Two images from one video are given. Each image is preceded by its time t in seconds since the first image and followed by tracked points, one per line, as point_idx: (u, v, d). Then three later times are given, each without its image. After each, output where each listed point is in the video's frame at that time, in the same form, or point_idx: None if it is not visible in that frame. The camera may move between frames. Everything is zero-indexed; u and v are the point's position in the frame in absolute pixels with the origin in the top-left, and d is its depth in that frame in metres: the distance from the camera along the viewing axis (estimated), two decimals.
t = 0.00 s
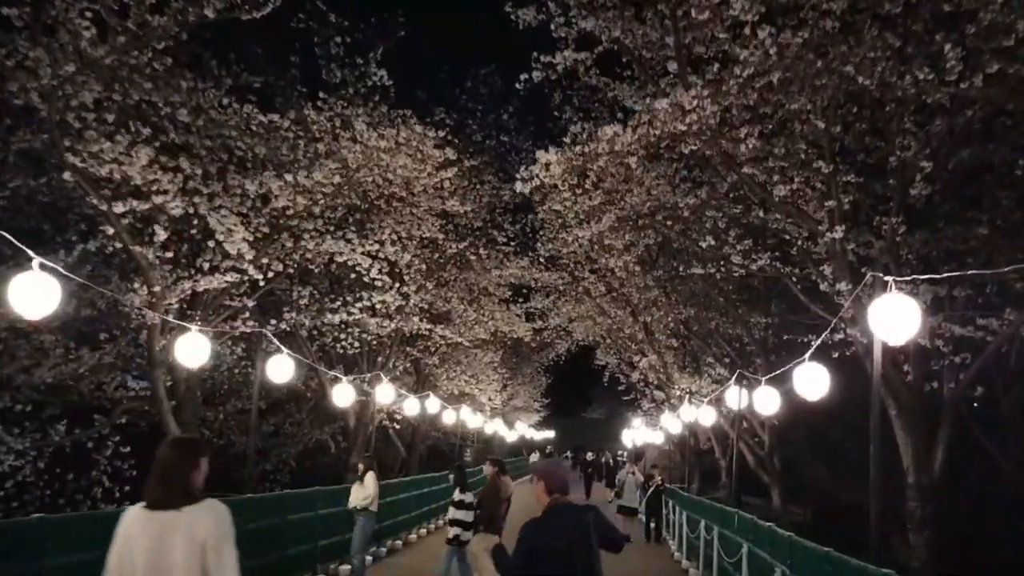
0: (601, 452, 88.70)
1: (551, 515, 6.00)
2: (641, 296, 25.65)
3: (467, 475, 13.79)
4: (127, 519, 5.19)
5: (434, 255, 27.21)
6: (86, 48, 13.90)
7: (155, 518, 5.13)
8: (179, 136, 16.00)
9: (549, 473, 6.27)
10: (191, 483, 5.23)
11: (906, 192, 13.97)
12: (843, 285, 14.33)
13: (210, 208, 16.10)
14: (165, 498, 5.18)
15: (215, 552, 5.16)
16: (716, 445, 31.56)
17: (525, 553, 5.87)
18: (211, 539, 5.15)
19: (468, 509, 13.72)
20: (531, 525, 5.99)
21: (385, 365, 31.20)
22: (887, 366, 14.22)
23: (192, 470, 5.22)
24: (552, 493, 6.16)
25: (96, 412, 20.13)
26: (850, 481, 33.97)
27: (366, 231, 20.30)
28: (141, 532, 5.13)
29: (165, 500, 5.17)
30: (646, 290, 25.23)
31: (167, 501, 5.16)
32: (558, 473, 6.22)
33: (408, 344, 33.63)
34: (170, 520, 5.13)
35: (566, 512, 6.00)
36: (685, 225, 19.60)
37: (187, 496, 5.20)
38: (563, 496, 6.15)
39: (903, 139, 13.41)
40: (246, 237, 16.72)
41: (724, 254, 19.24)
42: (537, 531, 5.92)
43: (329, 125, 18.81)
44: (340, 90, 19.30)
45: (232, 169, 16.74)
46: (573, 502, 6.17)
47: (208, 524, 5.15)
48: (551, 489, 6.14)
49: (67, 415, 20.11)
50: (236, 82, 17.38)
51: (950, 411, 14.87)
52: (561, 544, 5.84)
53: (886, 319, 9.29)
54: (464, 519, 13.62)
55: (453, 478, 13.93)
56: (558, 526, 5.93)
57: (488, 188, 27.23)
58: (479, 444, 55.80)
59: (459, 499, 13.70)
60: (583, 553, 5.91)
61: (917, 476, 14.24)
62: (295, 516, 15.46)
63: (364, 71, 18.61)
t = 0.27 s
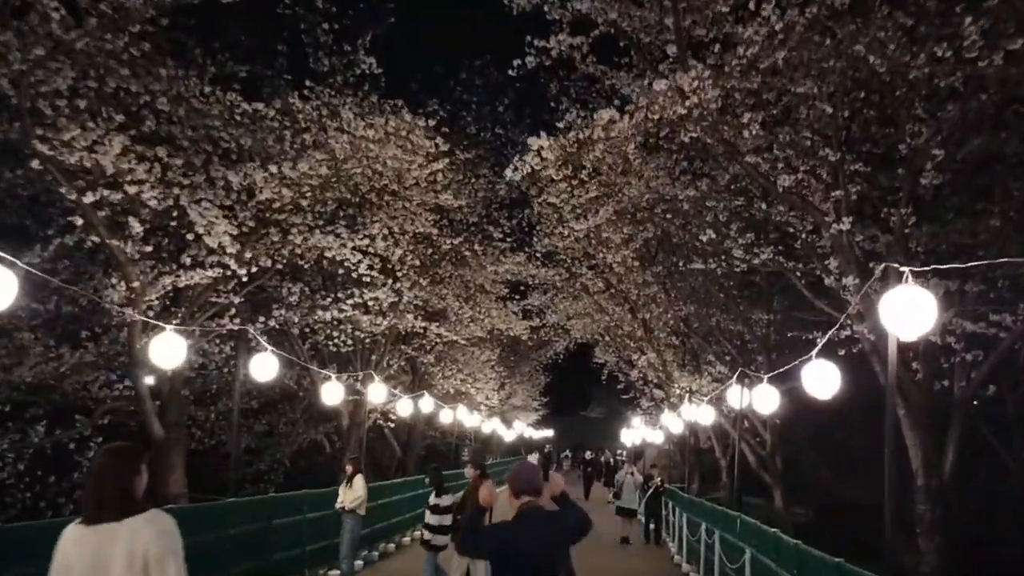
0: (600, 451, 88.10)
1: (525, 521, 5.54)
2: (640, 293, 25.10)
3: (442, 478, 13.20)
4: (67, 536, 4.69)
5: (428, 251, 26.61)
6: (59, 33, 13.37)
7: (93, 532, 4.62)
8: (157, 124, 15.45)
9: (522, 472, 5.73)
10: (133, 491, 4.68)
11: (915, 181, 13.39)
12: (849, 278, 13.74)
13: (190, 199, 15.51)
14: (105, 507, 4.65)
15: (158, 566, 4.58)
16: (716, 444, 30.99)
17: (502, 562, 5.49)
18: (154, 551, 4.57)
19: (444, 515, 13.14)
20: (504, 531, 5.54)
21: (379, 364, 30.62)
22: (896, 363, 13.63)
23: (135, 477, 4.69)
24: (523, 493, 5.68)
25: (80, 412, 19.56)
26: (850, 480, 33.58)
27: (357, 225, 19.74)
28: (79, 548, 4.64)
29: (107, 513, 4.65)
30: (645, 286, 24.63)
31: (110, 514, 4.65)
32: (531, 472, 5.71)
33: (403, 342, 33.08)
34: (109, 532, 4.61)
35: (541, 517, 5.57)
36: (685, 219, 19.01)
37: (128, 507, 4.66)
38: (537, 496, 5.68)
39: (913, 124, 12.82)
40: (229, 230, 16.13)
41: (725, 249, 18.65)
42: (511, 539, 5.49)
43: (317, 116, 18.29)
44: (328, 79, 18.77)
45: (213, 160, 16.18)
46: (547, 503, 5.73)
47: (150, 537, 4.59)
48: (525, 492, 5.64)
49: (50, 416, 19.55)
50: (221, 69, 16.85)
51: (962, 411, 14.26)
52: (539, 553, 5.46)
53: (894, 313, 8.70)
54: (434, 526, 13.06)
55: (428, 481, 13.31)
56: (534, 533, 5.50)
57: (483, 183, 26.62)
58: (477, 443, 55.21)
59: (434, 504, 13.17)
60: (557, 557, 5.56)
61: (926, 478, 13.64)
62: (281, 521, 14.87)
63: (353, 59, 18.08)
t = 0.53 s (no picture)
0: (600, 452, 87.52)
1: (502, 517, 5.14)
2: (639, 288, 24.60)
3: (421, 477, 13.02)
4: (19, 533, 4.32)
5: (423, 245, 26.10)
6: (33, 12, 12.90)
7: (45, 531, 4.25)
8: (138, 110, 14.98)
9: (496, 469, 5.30)
10: (91, 487, 4.30)
11: (922, 166, 12.90)
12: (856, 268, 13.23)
13: (173, 187, 15.03)
14: (61, 504, 4.27)
15: (115, 572, 4.21)
16: (717, 443, 30.48)
17: (483, 564, 5.06)
18: (113, 556, 4.21)
19: (425, 514, 12.86)
20: (480, 530, 5.11)
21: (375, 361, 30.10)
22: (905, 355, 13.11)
23: (97, 473, 4.32)
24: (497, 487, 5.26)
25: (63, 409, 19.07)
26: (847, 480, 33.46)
27: (349, 217, 19.24)
28: (30, 548, 4.29)
29: (61, 511, 4.26)
30: (645, 281, 24.12)
31: (64, 512, 4.26)
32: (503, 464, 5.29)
33: (399, 340, 32.57)
34: (64, 532, 4.23)
35: (519, 512, 5.18)
36: (686, 210, 18.51)
37: (84, 506, 4.27)
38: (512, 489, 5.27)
39: (923, 106, 12.31)
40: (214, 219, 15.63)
41: (728, 240, 18.13)
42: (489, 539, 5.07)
43: (307, 104, 17.81)
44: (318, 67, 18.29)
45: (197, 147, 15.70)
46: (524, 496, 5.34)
47: (107, 541, 4.22)
48: (502, 487, 5.22)
49: (33, 413, 19.05)
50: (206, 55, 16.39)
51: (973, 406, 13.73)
52: (522, 551, 5.08)
53: (912, 296, 8.58)
54: (410, 525, 12.84)
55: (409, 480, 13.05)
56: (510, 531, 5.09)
57: (480, 176, 26.11)
58: (475, 443, 54.69)
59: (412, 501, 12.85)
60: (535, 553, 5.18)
61: (936, 475, 13.12)
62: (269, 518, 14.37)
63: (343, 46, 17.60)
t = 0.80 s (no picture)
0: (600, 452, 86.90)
1: (467, 530, 4.53)
2: (637, 284, 23.98)
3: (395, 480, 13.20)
4: None
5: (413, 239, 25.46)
6: None
7: None
8: (113, 94, 14.38)
9: (452, 478, 4.90)
10: (43, 502, 3.82)
11: (932, 152, 12.27)
12: (864, 258, 12.58)
13: (147, 175, 14.38)
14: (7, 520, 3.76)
15: None
16: (717, 443, 29.85)
17: None
18: None
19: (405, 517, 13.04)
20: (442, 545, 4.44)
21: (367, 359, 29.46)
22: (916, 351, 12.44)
23: (56, 487, 3.87)
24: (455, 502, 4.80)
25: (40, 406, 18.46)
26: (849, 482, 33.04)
27: (336, 209, 18.59)
28: None
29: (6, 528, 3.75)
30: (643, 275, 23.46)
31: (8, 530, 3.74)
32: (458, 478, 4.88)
33: (393, 337, 31.94)
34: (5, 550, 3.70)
35: (484, 525, 4.61)
36: (685, 202, 17.87)
37: (33, 523, 3.77)
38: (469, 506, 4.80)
39: (936, 88, 11.63)
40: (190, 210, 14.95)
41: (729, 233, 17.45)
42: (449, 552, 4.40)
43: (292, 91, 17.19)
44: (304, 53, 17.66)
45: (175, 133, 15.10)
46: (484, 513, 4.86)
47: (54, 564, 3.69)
48: (461, 497, 4.81)
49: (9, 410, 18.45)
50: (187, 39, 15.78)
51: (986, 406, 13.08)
52: (490, 562, 4.50)
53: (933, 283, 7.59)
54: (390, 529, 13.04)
55: (386, 482, 13.22)
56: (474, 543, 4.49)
57: (474, 169, 25.43)
58: (473, 442, 54.06)
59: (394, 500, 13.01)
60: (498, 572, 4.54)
61: (948, 477, 12.45)
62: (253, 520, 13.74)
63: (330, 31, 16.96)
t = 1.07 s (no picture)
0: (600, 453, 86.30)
1: (414, 530, 4.05)
2: (634, 279, 23.47)
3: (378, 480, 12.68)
4: None
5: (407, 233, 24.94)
6: None
7: None
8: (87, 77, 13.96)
9: (393, 474, 4.35)
10: None
11: (935, 133, 11.79)
12: (869, 246, 12.10)
13: (122, 160, 13.93)
14: None
15: None
16: (716, 442, 29.30)
17: None
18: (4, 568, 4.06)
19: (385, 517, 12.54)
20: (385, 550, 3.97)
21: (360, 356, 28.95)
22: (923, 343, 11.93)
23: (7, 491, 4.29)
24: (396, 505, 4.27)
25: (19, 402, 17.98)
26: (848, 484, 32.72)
27: (323, 199, 18.07)
28: None
29: None
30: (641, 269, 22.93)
31: None
32: (397, 473, 4.34)
33: (387, 334, 31.41)
34: None
35: (433, 521, 4.14)
36: (683, 192, 17.37)
37: None
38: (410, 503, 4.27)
39: (948, 65, 11.43)
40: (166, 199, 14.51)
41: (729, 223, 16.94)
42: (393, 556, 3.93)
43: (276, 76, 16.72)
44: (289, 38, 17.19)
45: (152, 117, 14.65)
46: (433, 509, 4.36)
47: None
48: (405, 495, 4.27)
49: None
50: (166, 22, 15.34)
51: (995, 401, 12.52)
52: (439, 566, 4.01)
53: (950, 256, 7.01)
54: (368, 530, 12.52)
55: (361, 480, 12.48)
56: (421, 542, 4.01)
57: (468, 162, 24.87)
58: (471, 442, 53.46)
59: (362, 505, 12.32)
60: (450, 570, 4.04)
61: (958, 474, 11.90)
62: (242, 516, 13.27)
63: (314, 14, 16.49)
